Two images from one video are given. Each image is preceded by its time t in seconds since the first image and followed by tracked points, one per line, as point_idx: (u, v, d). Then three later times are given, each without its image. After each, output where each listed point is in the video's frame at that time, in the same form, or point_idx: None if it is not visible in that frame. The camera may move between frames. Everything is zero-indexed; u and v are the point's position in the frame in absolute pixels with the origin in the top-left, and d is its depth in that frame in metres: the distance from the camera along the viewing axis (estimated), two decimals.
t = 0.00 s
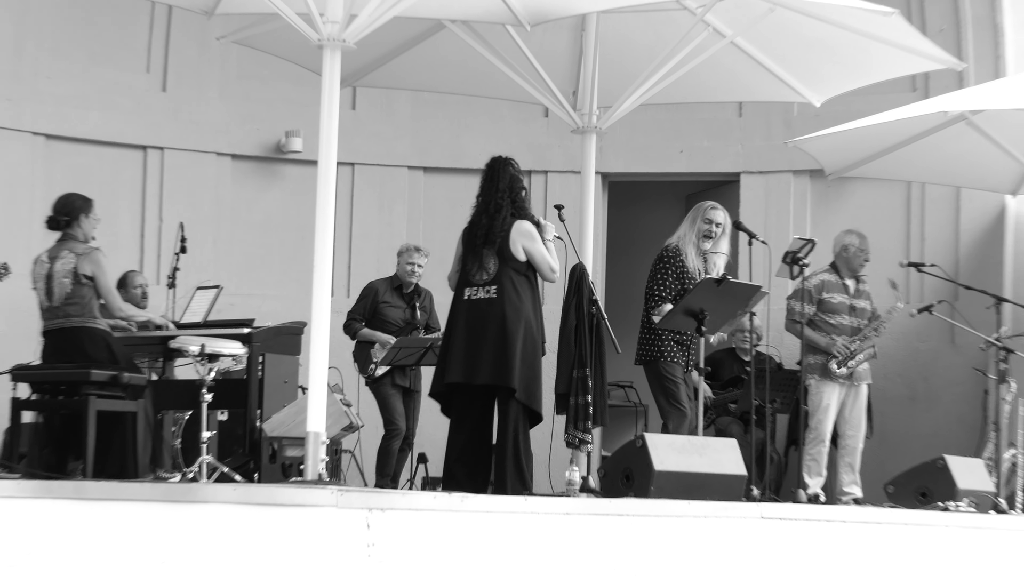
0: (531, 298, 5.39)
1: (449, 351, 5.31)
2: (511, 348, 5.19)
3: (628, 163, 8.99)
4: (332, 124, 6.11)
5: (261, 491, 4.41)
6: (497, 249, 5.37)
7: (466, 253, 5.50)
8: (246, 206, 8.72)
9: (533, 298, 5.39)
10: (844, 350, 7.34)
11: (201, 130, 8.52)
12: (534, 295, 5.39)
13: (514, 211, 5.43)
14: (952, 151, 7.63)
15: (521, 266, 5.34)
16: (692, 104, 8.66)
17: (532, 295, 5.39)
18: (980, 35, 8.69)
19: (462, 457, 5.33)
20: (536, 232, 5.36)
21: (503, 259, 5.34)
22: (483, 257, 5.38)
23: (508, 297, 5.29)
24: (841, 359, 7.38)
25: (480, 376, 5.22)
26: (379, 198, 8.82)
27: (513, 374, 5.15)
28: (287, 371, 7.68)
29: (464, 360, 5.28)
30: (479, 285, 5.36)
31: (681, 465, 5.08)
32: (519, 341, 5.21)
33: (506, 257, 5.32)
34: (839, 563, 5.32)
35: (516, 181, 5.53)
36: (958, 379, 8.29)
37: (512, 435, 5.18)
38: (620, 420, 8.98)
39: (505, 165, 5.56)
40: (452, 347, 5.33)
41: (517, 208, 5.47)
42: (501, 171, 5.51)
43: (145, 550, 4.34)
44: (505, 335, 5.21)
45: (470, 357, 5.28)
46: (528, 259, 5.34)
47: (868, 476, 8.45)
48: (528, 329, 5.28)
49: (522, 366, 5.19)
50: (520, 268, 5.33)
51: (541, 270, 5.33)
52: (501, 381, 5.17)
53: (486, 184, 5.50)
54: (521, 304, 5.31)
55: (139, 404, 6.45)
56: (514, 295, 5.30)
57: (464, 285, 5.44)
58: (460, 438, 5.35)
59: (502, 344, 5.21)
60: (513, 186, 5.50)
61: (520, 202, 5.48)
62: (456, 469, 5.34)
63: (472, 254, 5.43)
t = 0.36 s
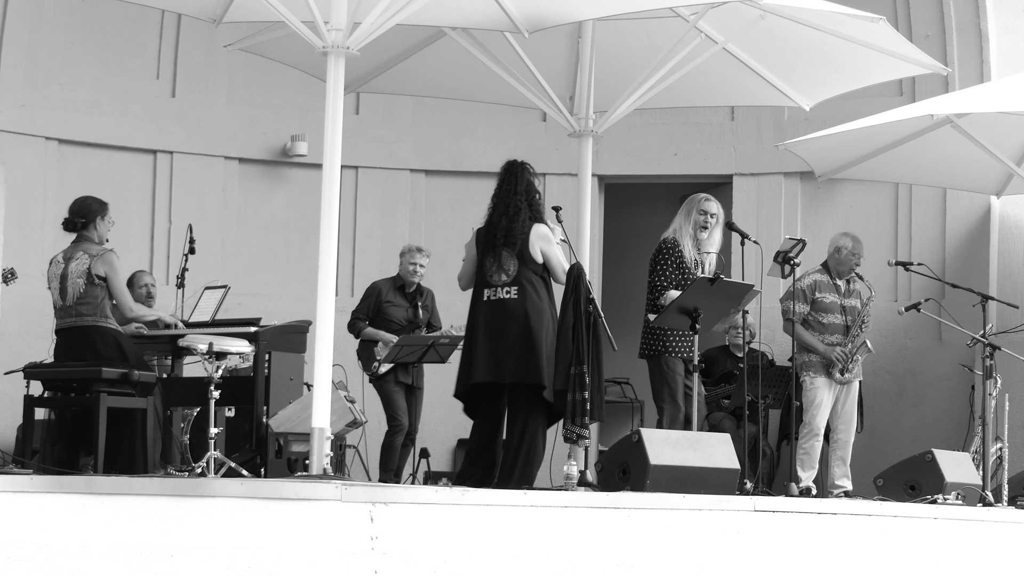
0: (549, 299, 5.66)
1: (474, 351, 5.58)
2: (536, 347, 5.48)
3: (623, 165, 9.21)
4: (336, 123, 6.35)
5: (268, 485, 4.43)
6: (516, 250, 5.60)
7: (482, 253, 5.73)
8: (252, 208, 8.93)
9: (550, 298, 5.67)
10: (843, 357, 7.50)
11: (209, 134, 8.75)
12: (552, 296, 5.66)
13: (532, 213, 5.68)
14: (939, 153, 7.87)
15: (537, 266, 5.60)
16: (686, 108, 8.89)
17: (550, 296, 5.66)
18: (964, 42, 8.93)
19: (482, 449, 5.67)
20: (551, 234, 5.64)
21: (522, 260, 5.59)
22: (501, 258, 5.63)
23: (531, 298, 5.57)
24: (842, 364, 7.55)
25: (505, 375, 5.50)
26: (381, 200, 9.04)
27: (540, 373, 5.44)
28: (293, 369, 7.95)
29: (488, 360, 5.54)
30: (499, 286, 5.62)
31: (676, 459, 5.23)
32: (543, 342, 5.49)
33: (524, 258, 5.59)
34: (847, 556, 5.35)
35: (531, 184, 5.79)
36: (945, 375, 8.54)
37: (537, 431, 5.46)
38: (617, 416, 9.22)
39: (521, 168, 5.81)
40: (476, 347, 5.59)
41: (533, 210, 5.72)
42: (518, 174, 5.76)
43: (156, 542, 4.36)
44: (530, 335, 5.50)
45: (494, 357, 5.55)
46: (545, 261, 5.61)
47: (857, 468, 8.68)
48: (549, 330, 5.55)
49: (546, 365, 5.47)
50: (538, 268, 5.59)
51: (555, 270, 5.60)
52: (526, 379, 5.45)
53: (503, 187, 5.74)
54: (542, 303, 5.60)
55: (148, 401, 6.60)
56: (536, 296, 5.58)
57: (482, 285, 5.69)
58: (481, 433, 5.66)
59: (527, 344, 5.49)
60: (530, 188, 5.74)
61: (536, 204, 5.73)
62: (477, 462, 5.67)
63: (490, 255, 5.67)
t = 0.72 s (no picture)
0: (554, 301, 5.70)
1: (482, 351, 5.54)
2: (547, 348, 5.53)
3: (622, 166, 9.20)
4: (334, 124, 6.35)
5: (267, 485, 4.43)
6: (528, 251, 5.60)
7: (491, 252, 5.70)
8: (251, 209, 8.93)
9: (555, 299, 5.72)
10: (841, 358, 7.49)
11: (207, 135, 8.75)
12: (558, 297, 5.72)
13: (545, 215, 5.69)
14: (937, 153, 7.89)
15: (546, 267, 5.64)
16: (684, 108, 8.88)
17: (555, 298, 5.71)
18: (962, 42, 8.94)
19: (485, 452, 5.63)
20: (561, 236, 5.71)
21: (534, 262, 5.61)
22: (513, 257, 5.61)
23: (541, 300, 5.60)
24: (841, 366, 7.54)
25: (515, 375, 5.50)
26: (380, 201, 9.04)
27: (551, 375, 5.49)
28: (292, 369, 7.90)
29: (497, 360, 5.53)
30: (508, 286, 5.62)
31: (675, 460, 5.22)
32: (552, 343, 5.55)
33: (536, 261, 5.61)
34: (846, 555, 5.35)
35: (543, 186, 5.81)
36: (944, 375, 8.54)
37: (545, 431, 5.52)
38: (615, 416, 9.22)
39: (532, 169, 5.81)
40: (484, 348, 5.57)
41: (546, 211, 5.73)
42: (531, 175, 5.75)
43: (156, 541, 4.36)
44: (540, 337, 5.54)
45: (503, 357, 5.54)
46: (553, 263, 5.68)
47: (857, 469, 8.68)
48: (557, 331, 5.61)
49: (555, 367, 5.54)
50: (548, 270, 5.64)
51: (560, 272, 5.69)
52: (536, 380, 5.50)
53: (516, 186, 5.71)
54: (550, 306, 5.65)
55: (147, 402, 6.59)
56: (545, 297, 5.62)
57: (489, 284, 5.68)
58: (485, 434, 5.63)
59: (537, 346, 5.53)
60: (543, 190, 5.75)
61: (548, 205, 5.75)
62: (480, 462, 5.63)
63: (501, 253, 5.65)
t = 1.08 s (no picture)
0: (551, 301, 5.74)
1: (483, 352, 5.52)
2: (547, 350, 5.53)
3: (619, 166, 9.20)
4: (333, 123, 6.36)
5: (263, 485, 4.44)
6: (533, 254, 5.61)
7: (493, 252, 5.66)
8: (248, 209, 8.93)
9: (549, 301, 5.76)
10: (837, 360, 7.50)
11: (205, 135, 8.75)
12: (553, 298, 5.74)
13: (548, 217, 5.73)
14: (934, 155, 7.90)
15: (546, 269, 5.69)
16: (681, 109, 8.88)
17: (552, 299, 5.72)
18: (959, 43, 8.94)
19: (480, 455, 5.61)
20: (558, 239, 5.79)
21: (536, 264, 5.62)
22: (515, 258, 5.60)
23: (544, 304, 5.61)
24: (838, 369, 7.54)
25: (516, 376, 5.49)
26: (378, 201, 9.04)
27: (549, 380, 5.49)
28: (289, 369, 7.91)
29: (498, 361, 5.51)
30: (509, 287, 5.59)
31: (672, 460, 5.22)
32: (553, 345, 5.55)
33: (539, 263, 5.63)
34: (843, 555, 5.34)
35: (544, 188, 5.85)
36: (941, 375, 8.55)
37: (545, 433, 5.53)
38: (613, 416, 9.23)
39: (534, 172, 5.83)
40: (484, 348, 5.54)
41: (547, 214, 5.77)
42: (537, 178, 5.77)
43: (152, 542, 4.36)
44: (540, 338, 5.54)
45: (503, 357, 5.52)
46: (551, 265, 5.71)
47: (855, 469, 8.67)
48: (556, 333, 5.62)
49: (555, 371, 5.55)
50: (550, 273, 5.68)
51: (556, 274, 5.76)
52: (536, 382, 5.50)
53: (522, 188, 5.70)
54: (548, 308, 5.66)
55: (144, 402, 6.58)
56: (545, 300, 5.63)
57: (489, 284, 5.63)
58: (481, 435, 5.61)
59: (538, 347, 5.53)
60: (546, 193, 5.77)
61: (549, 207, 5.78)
62: (474, 463, 5.60)
63: (504, 254, 5.62)
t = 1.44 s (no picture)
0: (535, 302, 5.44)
1: (460, 353, 5.27)
2: (526, 352, 5.24)
3: (615, 168, 9.20)
4: (329, 125, 6.36)
5: (260, 487, 4.45)
6: (509, 255, 5.31)
7: (471, 253, 5.39)
8: (244, 210, 8.92)
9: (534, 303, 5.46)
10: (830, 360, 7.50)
11: (201, 136, 8.75)
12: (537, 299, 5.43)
13: (527, 217, 5.41)
14: (930, 156, 7.90)
15: (526, 271, 5.36)
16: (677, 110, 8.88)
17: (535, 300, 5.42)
18: (955, 45, 8.95)
19: (462, 458, 5.34)
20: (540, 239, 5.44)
21: (513, 266, 5.32)
22: (492, 260, 5.32)
23: (524, 305, 5.32)
24: (831, 368, 7.55)
25: (494, 379, 5.23)
26: (374, 202, 9.04)
27: (530, 381, 5.21)
28: (285, 370, 7.93)
29: (476, 362, 5.26)
30: (486, 289, 5.32)
31: (668, 461, 5.22)
32: (534, 345, 5.29)
33: (517, 265, 5.32)
34: (839, 557, 5.34)
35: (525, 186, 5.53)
36: (937, 377, 8.53)
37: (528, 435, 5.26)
38: (608, 417, 9.25)
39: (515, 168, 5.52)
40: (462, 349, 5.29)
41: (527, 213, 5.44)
42: (516, 176, 5.46)
43: (148, 543, 4.36)
44: (519, 339, 5.25)
45: (482, 360, 5.27)
46: (532, 266, 5.36)
47: (850, 470, 8.68)
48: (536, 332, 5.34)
49: (536, 372, 5.27)
50: (529, 275, 5.36)
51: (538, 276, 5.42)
52: (516, 385, 5.22)
53: (498, 187, 5.41)
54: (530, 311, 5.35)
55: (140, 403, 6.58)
56: (525, 301, 5.33)
57: (467, 286, 5.38)
58: (462, 438, 5.34)
59: (516, 348, 5.25)
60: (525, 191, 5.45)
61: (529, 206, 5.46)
62: (456, 469, 5.35)
63: (483, 255, 5.34)
